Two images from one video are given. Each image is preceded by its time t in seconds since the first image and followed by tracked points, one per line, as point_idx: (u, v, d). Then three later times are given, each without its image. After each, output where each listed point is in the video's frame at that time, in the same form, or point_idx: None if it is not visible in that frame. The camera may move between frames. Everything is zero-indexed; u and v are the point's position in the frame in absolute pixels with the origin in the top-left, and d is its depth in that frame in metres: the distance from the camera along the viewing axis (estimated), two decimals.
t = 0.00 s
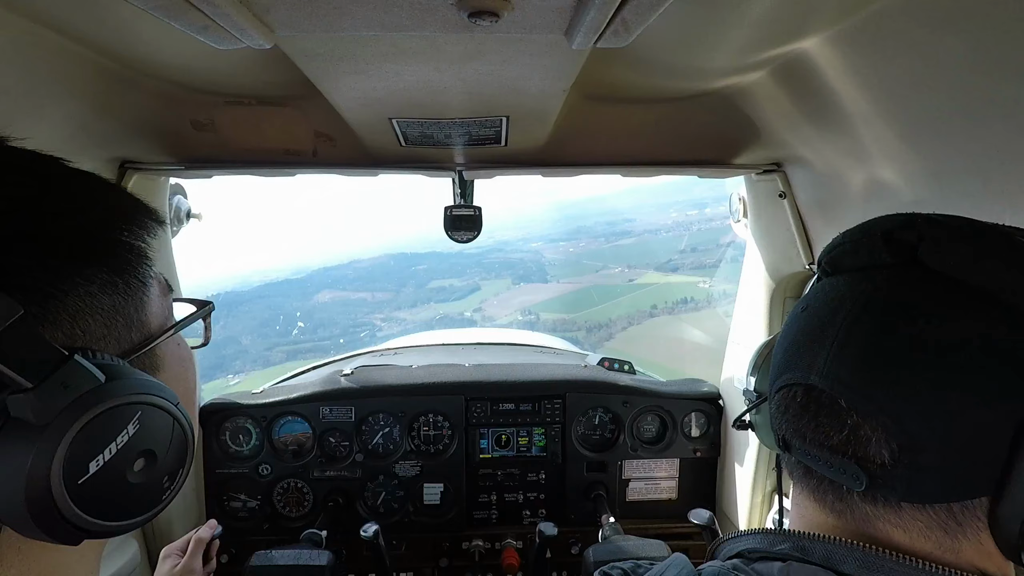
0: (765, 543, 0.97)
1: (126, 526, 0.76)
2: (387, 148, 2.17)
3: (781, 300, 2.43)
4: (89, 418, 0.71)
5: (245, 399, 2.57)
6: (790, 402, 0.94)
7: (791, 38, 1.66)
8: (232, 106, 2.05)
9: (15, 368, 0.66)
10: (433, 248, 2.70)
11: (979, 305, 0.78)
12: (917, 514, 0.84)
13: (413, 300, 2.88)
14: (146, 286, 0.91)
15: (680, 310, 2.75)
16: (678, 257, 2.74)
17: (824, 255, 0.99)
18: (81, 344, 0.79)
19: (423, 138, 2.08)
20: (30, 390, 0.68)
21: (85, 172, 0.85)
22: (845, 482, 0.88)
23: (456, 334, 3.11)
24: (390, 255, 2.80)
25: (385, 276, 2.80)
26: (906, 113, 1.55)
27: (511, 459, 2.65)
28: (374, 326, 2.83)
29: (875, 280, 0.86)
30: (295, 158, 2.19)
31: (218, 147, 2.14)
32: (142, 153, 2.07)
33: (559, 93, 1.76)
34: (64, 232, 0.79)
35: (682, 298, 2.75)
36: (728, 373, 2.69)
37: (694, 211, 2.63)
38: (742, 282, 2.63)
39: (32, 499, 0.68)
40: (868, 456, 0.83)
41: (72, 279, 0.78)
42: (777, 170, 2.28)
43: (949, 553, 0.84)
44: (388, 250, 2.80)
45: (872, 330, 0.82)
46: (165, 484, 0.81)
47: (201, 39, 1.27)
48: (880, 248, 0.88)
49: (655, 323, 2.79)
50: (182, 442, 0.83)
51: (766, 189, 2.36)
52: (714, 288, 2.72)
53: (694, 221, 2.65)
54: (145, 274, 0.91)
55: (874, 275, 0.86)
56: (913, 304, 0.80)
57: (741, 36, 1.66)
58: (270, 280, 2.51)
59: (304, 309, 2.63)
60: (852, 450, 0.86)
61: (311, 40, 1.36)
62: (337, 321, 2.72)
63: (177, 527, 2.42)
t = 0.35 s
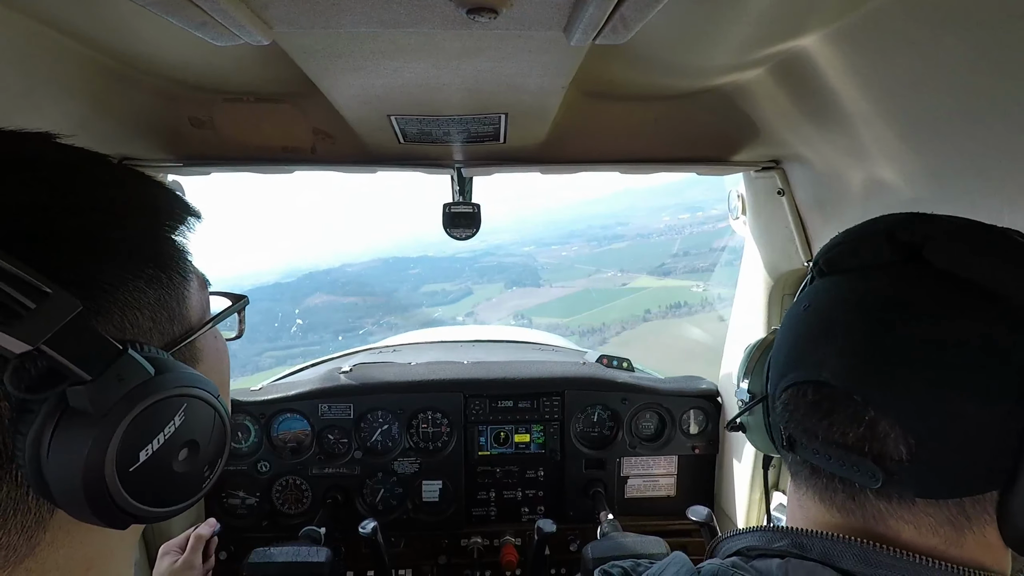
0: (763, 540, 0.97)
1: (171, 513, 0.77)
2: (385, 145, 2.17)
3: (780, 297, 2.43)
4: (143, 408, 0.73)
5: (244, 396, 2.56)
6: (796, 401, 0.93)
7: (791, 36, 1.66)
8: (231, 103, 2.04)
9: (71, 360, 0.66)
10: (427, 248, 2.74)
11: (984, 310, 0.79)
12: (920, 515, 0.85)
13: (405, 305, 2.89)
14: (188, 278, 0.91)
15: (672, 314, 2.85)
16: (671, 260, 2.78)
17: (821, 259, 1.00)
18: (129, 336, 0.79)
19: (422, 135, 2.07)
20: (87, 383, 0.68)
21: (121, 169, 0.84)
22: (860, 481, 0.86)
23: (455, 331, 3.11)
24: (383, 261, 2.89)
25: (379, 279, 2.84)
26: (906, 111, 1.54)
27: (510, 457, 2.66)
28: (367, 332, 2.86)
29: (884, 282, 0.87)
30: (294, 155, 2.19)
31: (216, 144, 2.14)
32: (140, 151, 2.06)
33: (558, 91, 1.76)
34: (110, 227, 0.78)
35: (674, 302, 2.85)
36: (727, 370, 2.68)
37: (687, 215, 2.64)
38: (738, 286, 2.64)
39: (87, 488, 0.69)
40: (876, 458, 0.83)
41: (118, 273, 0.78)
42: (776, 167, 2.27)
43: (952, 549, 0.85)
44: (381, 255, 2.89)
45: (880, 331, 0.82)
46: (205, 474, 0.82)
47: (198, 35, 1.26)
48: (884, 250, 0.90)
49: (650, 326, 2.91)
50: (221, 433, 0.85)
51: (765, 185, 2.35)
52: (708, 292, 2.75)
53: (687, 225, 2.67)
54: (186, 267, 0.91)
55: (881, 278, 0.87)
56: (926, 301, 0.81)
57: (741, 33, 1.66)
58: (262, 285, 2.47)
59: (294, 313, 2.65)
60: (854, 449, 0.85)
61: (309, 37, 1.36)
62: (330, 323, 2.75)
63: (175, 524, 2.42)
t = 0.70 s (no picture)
0: (766, 555, 0.93)
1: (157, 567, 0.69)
2: (385, 146, 2.17)
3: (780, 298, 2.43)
4: (134, 451, 0.65)
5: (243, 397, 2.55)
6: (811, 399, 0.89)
7: (791, 37, 1.66)
8: (230, 104, 2.05)
9: (61, 398, 0.60)
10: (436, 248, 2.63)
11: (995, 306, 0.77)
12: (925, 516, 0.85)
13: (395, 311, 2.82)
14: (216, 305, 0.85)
15: (667, 320, 2.86)
16: (664, 265, 2.83)
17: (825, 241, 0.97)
18: (142, 365, 0.74)
19: (422, 136, 2.08)
20: (74, 423, 0.61)
21: (153, 184, 0.79)
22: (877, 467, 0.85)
23: (454, 333, 3.10)
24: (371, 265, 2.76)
25: (373, 283, 2.70)
26: (906, 110, 1.54)
27: (510, 458, 2.65)
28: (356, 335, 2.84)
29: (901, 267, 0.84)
30: (294, 156, 2.19)
31: (215, 145, 2.14)
32: (139, 151, 2.06)
33: (557, 92, 1.76)
34: (133, 247, 0.73)
35: (669, 307, 2.85)
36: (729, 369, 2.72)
37: (680, 220, 2.65)
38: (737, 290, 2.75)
39: (59, 541, 0.62)
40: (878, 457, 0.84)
41: (136, 297, 0.73)
42: (775, 168, 2.28)
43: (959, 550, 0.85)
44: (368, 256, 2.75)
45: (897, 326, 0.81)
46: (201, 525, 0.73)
47: (199, 36, 1.26)
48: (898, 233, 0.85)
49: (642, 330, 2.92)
50: (226, 480, 0.76)
51: (764, 186, 2.37)
52: (702, 298, 2.79)
53: (682, 230, 2.67)
54: (218, 293, 0.85)
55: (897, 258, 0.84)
56: (944, 295, 0.79)
57: (740, 34, 1.66)
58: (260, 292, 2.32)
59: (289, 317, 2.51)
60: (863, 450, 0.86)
61: (308, 38, 1.36)
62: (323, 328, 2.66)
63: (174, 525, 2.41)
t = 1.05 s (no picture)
0: (758, 560, 0.93)
1: None
2: (384, 148, 2.17)
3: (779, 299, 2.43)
4: (154, 487, 0.65)
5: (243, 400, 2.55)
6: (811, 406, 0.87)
7: (789, 41, 1.67)
8: (228, 106, 2.04)
9: (94, 428, 0.60)
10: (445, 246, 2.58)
11: (977, 303, 0.80)
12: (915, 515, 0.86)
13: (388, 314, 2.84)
14: (251, 332, 0.86)
15: (660, 324, 2.81)
16: (659, 269, 2.75)
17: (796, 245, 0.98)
18: (176, 391, 0.74)
19: (421, 138, 2.08)
20: (101, 453, 0.62)
21: (189, 211, 0.81)
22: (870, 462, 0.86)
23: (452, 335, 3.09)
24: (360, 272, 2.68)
25: (367, 286, 2.71)
26: (904, 114, 1.54)
27: (509, 460, 2.65)
28: (347, 340, 2.78)
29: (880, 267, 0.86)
30: (295, 159, 2.22)
31: (213, 146, 2.14)
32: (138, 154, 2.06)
33: (557, 93, 1.76)
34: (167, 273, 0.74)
35: (663, 312, 2.80)
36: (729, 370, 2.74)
37: (673, 224, 2.64)
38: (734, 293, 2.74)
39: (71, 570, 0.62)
40: (880, 462, 0.84)
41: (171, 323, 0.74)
42: (773, 171, 2.31)
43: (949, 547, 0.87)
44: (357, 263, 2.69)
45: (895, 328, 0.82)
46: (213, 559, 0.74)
47: (198, 38, 1.27)
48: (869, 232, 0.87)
49: (637, 336, 2.84)
50: (241, 516, 0.76)
51: (762, 189, 2.38)
52: (696, 302, 2.74)
53: (677, 234, 2.65)
54: (255, 320, 0.86)
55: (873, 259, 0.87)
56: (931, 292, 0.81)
57: (738, 36, 1.66)
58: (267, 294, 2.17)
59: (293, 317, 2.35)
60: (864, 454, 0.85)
61: (307, 40, 1.36)
62: (314, 334, 2.53)
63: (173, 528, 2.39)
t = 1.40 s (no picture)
0: (751, 565, 0.94)
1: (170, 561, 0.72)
2: (383, 149, 2.17)
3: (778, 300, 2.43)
4: (161, 444, 0.68)
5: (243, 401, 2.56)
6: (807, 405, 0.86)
7: (788, 43, 1.66)
8: (228, 107, 2.04)
9: (101, 389, 0.63)
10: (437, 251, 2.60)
11: (962, 302, 0.81)
12: (910, 518, 0.86)
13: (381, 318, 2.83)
14: (226, 311, 0.89)
15: (656, 328, 2.83)
16: (653, 273, 2.77)
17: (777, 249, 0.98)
18: (160, 363, 0.77)
19: (421, 139, 2.08)
20: (111, 413, 0.64)
21: (171, 196, 0.83)
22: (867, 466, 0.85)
23: (451, 337, 3.10)
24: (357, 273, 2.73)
25: (361, 292, 2.72)
26: (904, 115, 1.54)
27: (508, 461, 2.65)
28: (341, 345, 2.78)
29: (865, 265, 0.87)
30: (292, 159, 2.21)
31: (214, 147, 2.14)
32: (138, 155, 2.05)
33: (556, 94, 1.76)
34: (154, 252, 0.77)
35: (659, 315, 2.83)
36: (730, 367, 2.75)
37: (667, 227, 2.68)
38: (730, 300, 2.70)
39: (90, 528, 0.64)
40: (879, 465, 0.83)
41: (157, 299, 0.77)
42: (773, 172, 2.30)
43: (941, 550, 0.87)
44: (354, 267, 2.73)
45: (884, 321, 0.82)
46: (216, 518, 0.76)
47: (197, 39, 1.26)
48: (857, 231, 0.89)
49: (633, 339, 2.86)
50: (236, 473, 0.79)
51: (762, 189, 2.41)
52: (692, 305, 2.75)
53: (669, 237, 2.69)
54: (229, 300, 0.90)
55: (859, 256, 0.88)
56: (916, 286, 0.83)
57: (737, 37, 1.66)
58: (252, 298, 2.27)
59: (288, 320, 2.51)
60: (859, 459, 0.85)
61: (306, 41, 1.36)
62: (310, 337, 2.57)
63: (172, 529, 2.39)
